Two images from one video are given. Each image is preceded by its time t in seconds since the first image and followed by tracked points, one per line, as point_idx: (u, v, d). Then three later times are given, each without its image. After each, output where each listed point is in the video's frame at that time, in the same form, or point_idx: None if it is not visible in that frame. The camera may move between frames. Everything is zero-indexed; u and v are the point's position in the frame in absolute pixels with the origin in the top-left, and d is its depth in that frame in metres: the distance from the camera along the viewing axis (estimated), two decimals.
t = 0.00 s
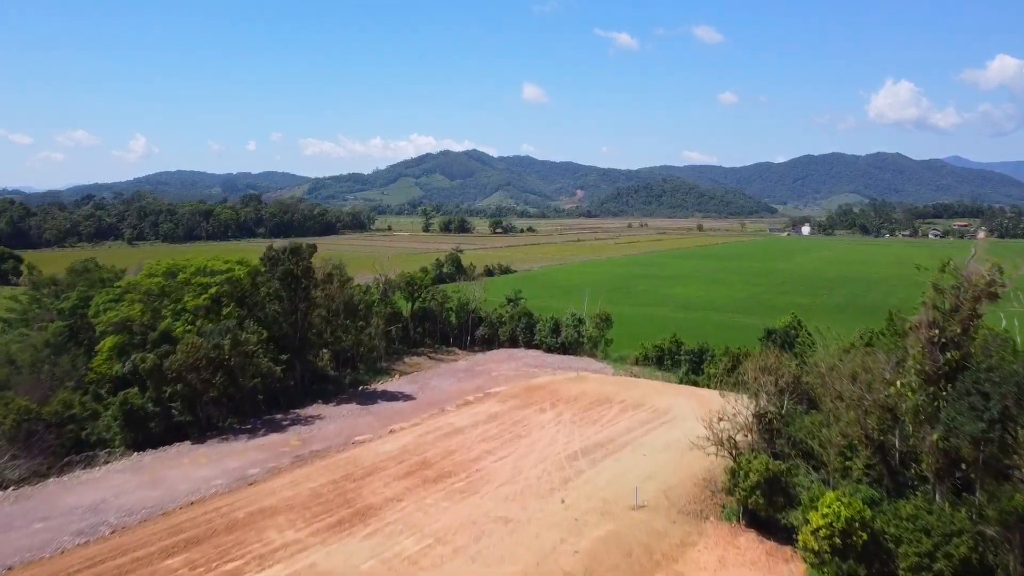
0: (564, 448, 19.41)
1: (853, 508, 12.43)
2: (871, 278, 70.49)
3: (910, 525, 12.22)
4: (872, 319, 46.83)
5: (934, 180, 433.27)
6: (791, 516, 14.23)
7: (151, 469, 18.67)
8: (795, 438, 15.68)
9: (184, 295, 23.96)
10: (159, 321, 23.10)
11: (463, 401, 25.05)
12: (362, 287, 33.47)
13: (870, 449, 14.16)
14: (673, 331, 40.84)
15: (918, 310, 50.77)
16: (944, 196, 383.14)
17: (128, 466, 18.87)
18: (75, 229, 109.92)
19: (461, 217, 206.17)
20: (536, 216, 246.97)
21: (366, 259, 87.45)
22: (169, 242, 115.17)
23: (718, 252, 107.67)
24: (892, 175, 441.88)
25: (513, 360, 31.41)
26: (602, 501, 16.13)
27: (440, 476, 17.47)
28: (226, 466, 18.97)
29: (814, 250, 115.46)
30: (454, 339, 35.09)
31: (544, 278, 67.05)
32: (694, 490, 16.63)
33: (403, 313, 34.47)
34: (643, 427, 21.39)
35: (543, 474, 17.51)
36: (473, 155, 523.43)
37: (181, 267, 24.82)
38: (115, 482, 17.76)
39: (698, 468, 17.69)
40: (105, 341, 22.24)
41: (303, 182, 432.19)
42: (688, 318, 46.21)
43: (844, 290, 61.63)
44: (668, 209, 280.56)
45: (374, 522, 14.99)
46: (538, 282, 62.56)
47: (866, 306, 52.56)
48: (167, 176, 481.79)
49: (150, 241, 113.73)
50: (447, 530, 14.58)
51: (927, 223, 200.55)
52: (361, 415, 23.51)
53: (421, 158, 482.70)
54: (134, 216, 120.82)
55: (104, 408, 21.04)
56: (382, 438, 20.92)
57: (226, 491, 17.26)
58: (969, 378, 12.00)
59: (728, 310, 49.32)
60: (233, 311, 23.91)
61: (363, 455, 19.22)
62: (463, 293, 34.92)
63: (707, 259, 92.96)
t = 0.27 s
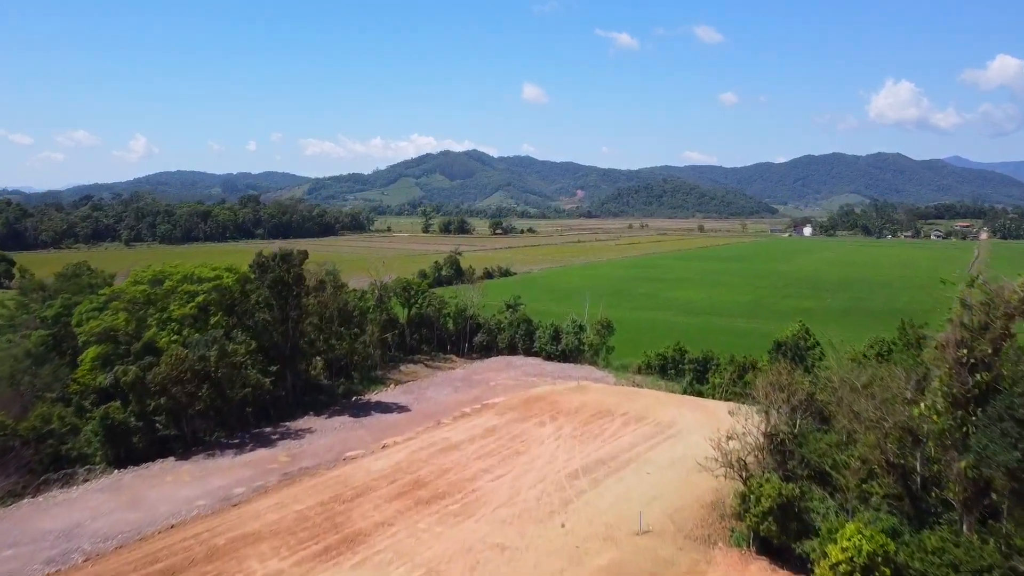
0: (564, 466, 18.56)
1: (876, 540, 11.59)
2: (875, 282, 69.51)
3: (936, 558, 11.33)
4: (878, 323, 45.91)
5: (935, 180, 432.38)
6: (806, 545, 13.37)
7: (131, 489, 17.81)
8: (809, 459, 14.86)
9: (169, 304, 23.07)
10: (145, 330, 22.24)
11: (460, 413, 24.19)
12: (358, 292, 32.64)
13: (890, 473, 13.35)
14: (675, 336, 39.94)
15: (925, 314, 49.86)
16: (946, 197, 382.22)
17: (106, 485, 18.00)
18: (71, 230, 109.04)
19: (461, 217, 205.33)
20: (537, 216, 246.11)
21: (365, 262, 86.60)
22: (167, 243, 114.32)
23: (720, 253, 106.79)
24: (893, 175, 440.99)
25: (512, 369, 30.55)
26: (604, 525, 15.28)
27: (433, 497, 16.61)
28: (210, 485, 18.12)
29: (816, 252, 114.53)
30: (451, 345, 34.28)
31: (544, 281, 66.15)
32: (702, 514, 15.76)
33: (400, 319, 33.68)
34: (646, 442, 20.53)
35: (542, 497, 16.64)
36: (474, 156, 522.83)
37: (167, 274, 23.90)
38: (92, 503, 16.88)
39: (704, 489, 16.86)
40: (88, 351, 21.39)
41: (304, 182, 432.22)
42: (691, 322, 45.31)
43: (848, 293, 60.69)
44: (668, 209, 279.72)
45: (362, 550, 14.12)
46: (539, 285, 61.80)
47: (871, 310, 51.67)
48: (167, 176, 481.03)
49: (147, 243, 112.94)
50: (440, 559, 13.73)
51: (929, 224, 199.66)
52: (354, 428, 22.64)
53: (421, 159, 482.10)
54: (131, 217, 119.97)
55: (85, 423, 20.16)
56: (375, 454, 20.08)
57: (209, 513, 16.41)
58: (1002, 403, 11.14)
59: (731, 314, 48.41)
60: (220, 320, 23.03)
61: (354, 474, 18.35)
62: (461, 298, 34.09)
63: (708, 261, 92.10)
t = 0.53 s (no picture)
0: (564, 485, 17.71)
1: None
2: (880, 285, 68.61)
3: None
4: (883, 328, 45.03)
5: (936, 181, 431.42)
6: None
7: (110, 509, 16.95)
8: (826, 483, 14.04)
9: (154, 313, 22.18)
10: (129, 340, 21.35)
11: (457, 425, 23.31)
12: (352, 298, 31.81)
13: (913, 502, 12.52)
14: (678, 342, 39.08)
15: (931, 318, 49.03)
16: (947, 197, 381.32)
17: (84, 505, 17.15)
18: (68, 231, 108.15)
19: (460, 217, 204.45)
20: (537, 217, 245.23)
21: (364, 264, 85.75)
22: (165, 244, 113.48)
23: (722, 255, 105.90)
24: (894, 176, 440.18)
25: (511, 378, 29.67)
26: (606, 552, 14.42)
27: (426, 520, 15.76)
28: (192, 505, 17.25)
29: (818, 253, 113.69)
30: (448, 352, 33.46)
31: (544, 284, 65.26)
32: (709, 540, 14.91)
33: (396, 326, 32.88)
34: (649, 458, 19.68)
35: (541, 520, 15.78)
36: (474, 156, 522.17)
37: (152, 281, 23.01)
38: (68, 525, 16.03)
39: (711, 512, 16.03)
40: (69, 362, 20.51)
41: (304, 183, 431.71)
42: (693, 326, 44.45)
43: (852, 297, 59.80)
44: (669, 210, 278.91)
45: None
46: (539, 289, 60.99)
47: (875, 314, 50.86)
48: (167, 176, 480.25)
49: (145, 244, 112.15)
50: None
51: (932, 225, 198.69)
52: (346, 442, 21.77)
53: (421, 159, 481.42)
54: (129, 217, 119.13)
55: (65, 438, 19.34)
56: (366, 471, 19.23)
57: (190, 537, 15.56)
58: None
59: (734, 319, 47.53)
60: (208, 330, 22.12)
61: (344, 494, 17.49)
62: (458, 304, 33.23)
63: (710, 263, 91.21)
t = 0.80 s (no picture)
0: (563, 507, 16.84)
1: None
2: (884, 288, 67.75)
3: None
4: (889, 333, 44.21)
5: (937, 181, 430.60)
6: None
7: (86, 532, 16.09)
8: (842, 511, 13.15)
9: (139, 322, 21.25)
10: (113, 352, 20.50)
11: (453, 440, 22.43)
12: (347, 305, 31.03)
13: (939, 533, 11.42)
14: (681, 348, 38.20)
15: (936, 322, 48.28)
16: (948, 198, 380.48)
17: (60, 528, 16.29)
18: (65, 233, 107.29)
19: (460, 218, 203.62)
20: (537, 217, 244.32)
21: (362, 266, 84.90)
22: (162, 246, 112.56)
23: (723, 257, 105.02)
24: (895, 176, 439.33)
25: (510, 387, 28.78)
26: None
27: (419, 546, 14.90)
28: (173, 528, 16.37)
29: (820, 255, 112.82)
30: (446, 360, 32.65)
31: (543, 287, 64.38)
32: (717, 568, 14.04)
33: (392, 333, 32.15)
34: (653, 475, 18.84)
35: (540, 546, 14.93)
36: (474, 156, 521.48)
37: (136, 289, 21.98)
38: (40, 550, 15.16)
39: (720, 538, 15.19)
40: (48, 375, 19.62)
41: (304, 183, 431.18)
42: (697, 331, 43.61)
43: (855, 300, 59.02)
44: (670, 210, 278.03)
45: None
46: (539, 292, 60.20)
47: (880, 318, 50.02)
48: (167, 176, 479.46)
49: (142, 246, 111.33)
50: None
51: (934, 225, 197.79)
52: (336, 457, 20.90)
53: (422, 159, 480.74)
54: (126, 218, 118.22)
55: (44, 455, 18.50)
56: (357, 490, 18.37)
57: (169, 564, 14.72)
58: None
59: (738, 323, 46.68)
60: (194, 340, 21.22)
61: (333, 516, 16.61)
62: (456, 310, 32.43)
63: (712, 265, 90.38)
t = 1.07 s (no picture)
0: (563, 529, 16.01)
1: None
2: (888, 291, 66.95)
3: None
4: (895, 338, 43.34)
5: (938, 182, 429.61)
6: None
7: (60, 557, 15.24)
8: (861, 541, 12.33)
9: (121, 332, 20.36)
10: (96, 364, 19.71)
11: (448, 454, 21.59)
12: (341, 311, 30.22)
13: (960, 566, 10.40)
14: (683, 355, 37.41)
15: (943, 327, 47.41)
16: (949, 198, 379.49)
17: (33, 552, 15.46)
18: (61, 234, 106.50)
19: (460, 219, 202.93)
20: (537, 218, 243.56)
21: (361, 268, 84.08)
22: (160, 247, 111.78)
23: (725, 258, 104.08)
24: (896, 177, 438.30)
25: (508, 397, 27.93)
26: None
27: (410, 574, 14.07)
28: (152, 552, 15.55)
29: (822, 256, 111.76)
30: (443, 368, 31.84)
31: (544, 290, 63.59)
32: None
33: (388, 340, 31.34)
34: (657, 494, 18.04)
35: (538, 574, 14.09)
36: (475, 156, 520.81)
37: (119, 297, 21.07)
38: None
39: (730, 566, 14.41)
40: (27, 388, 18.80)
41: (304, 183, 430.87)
42: (699, 336, 42.82)
43: (860, 304, 58.14)
44: (670, 210, 277.30)
45: None
46: (539, 295, 59.43)
47: (886, 323, 49.14)
48: (166, 176, 478.75)
49: (139, 247, 110.57)
50: None
51: (936, 226, 196.89)
52: (327, 473, 20.05)
53: (422, 159, 480.11)
54: (124, 219, 117.44)
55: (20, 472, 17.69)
56: (347, 510, 17.54)
57: None
58: None
59: (741, 328, 45.82)
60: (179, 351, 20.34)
61: (321, 540, 15.78)
62: (453, 317, 31.61)
63: (713, 267, 89.47)
